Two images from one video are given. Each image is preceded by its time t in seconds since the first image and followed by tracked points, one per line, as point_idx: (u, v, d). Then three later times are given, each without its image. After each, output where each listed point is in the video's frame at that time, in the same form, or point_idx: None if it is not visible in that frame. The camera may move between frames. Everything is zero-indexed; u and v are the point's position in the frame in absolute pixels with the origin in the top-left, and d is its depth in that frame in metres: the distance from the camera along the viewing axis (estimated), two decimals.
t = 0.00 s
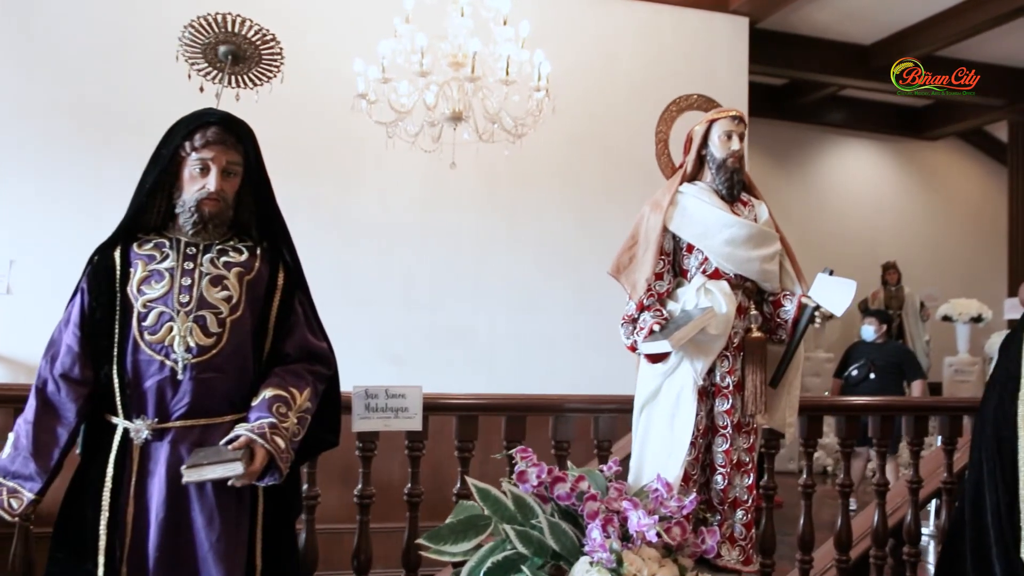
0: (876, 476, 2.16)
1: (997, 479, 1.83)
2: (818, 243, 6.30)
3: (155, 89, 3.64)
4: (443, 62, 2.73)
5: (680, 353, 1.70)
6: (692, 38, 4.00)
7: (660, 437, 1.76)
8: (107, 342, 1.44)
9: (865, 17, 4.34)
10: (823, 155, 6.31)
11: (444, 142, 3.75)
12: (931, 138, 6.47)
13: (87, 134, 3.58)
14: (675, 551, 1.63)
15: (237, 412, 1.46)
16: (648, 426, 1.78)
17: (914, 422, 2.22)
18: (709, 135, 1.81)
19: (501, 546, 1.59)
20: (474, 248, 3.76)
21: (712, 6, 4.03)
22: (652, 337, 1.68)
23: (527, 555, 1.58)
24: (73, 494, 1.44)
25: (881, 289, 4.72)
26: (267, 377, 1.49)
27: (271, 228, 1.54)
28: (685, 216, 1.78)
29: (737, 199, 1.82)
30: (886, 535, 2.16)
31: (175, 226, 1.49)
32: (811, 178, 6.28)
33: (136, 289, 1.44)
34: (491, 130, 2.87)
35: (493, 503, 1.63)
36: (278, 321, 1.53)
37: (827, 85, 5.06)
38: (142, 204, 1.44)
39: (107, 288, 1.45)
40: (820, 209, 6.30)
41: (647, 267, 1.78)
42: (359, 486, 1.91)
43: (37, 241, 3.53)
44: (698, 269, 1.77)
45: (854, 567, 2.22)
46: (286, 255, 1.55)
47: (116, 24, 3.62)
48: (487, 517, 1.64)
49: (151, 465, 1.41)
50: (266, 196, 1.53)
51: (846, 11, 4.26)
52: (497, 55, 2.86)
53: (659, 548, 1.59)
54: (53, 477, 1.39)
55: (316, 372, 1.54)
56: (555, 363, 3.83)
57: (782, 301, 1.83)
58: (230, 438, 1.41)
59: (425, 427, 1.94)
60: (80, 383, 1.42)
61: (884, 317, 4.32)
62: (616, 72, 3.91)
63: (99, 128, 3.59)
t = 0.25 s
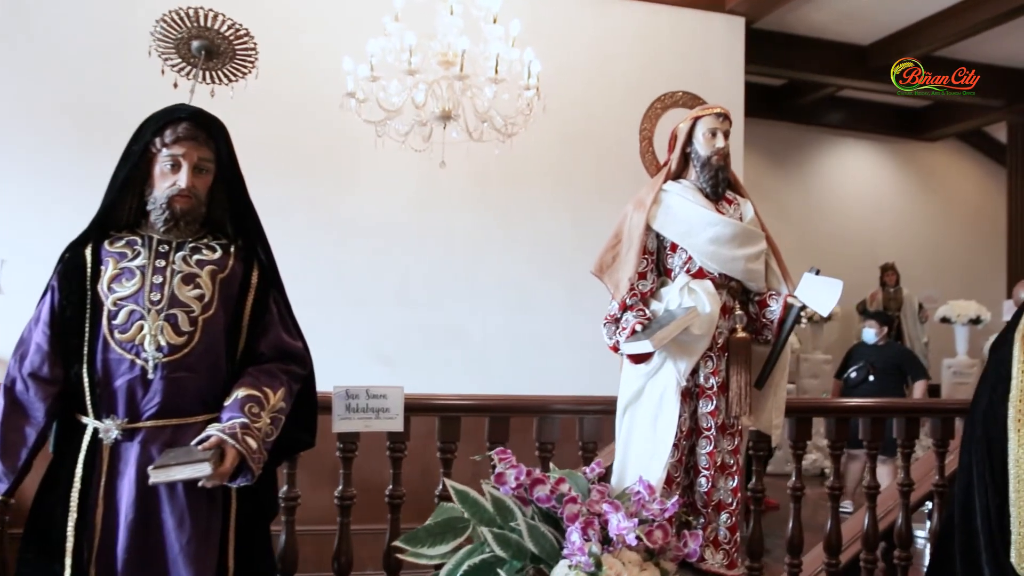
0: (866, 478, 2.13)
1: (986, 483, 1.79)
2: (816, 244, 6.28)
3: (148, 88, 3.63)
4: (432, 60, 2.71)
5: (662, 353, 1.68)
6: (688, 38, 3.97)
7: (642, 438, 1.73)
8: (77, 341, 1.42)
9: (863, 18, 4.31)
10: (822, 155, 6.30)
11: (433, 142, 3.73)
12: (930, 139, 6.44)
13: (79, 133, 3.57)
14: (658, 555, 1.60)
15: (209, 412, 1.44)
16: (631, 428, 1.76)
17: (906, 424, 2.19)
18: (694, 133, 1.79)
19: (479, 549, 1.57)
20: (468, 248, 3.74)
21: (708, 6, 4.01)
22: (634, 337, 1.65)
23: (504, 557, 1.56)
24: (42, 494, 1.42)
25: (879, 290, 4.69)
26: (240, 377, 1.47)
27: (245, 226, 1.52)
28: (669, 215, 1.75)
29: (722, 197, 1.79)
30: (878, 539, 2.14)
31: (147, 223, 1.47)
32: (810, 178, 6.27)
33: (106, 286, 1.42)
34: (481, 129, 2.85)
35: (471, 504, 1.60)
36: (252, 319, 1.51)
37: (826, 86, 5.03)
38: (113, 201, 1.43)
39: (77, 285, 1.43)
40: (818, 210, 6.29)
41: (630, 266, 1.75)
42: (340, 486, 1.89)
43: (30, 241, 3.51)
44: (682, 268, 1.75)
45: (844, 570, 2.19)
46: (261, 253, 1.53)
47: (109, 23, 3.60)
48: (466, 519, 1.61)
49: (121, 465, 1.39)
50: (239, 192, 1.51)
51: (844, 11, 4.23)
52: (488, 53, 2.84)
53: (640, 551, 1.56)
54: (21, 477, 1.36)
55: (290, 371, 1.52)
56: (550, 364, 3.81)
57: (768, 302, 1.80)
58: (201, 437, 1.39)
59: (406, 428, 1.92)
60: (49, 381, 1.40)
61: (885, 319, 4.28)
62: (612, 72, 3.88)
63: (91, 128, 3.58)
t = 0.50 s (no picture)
0: (856, 481, 2.10)
1: (976, 486, 1.77)
2: (817, 246, 6.25)
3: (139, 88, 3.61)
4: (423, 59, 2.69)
5: (644, 354, 1.65)
6: (684, 38, 3.94)
7: (624, 440, 1.70)
8: (44, 340, 1.40)
9: (862, 18, 4.28)
10: (822, 156, 6.27)
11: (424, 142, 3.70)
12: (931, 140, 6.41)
13: (70, 133, 3.54)
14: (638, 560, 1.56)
15: (179, 413, 1.42)
16: (612, 430, 1.73)
17: (896, 426, 2.16)
18: (677, 130, 1.76)
19: (455, 552, 1.54)
20: (461, 249, 3.72)
21: (704, 6, 3.98)
22: (615, 337, 1.62)
23: (481, 561, 1.53)
24: (8, 496, 1.39)
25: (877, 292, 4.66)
26: (210, 377, 1.45)
27: (217, 223, 1.50)
28: (651, 213, 1.72)
29: (706, 195, 1.76)
30: (868, 543, 2.10)
31: (117, 220, 1.45)
32: (811, 180, 6.24)
33: (74, 285, 1.40)
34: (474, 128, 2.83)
35: (448, 507, 1.57)
36: (223, 319, 1.48)
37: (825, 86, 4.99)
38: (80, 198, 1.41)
39: (44, 283, 1.41)
40: (819, 212, 6.25)
41: (611, 265, 1.73)
42: (319, 488, 1.86)
43: (20, 242, 3.48)
44: (664, 267, 1.72)
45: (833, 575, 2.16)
46: (233, 251, 1.51)
47: (100, 23, 3.58)
48: (443, 522, 1.58)
49: (87, 467, 1.36)
50: (210, 189, 1.49)
51: (842, 11, 4.20)
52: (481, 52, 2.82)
53: (621, 556, 1.53)
54: None
55: (263, 371, 1.50)
56: (544, 365, 3.79)
57: (753, 301, 1.77)
58: (169, 438, 1.36)
59: (386, 429, 1.89)
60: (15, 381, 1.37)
61: (889, 320, 4.21)
62: (608, 72, 3.86)
63: (82, 128, 3.55)
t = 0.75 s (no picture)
0: (845, 484, 2.06)
1: (964, 490, 1.74)
2: (817, 247, 6.21)
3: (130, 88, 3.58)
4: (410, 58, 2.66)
5: (624, 355, 1.62)
6: (679, 37, 3.91)
7: (604, 443, 1.67)
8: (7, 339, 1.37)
9: (860, 17, 4.24)
10: (822, 157, 6.22)
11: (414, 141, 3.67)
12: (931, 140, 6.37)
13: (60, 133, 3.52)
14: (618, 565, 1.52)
15: (145, 414, 1.39)
16: (593, 432, 1.69)
17: (886, 428, 2.13)
18: (659, 126, 1.73)
19: (430, 557, 1.50)
20: (454, 250, 3.69)
21: (699, 5, 3.94)
22: (593, 338, 1.59)
23: (455, 566, 1.48)
24: None
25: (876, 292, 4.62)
26: (178, 377, 1.42)
27: (186, 221, 1.47)
28: (632, 211, 1.69)
29: (688, 193, 1.73)
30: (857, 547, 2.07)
31: (82, 219, 1.43)
32: (811, 180, 6.19)
33: (37, 283, 1.37)
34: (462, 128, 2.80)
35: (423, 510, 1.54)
36: (192, 318, 1.46)
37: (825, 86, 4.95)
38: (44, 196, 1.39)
39: (7, 282, 1.38)
40: (819, 212, 6.21)
41: (591, 264, 1.69)
42: (296, 491, 1.83)
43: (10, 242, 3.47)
44: (646, 266, 1.69)
45: None
46: (202, 249, 1.48)
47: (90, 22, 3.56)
48: (417, 526, 1.55)
49: (50, 469, 1.34)
50: (178, 186, 1.46)
51: (840, 10, 4.15)
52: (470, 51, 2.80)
53: (599, 561, 1.49)
54: None
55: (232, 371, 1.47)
56: (537, 367, 3.76)
57: (736, 301, 1.74)
58: (134, 439, 1.33)
59: (365, 431, 1.86)
60: None
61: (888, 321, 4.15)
62: (602, 71, 3.83)
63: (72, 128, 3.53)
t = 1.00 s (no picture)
0: (833, 487, 2.03)
1: (952, 492, 1.71)
2: (813, 248, 6.17)
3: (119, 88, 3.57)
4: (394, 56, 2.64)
5: (604, 356, 1.59)
6: (671, 37, 3.88)
7: (583, 445, 1.63)
8: None
9: (855, 17, 4.20)
10: (819, 158, 6.19)
11: (400, 139, 3.64)
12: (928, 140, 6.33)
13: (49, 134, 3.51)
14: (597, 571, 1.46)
15: (110, 417, 1.36)
16: (572, 435, 1.66)
17: (876, 431, 2.09)
18: (639, 123, 1.69)
19: (403, 561, 1.44)
20: (445, 251, 3.66)
21: (692, 4, 3.91)
22: (571, 338, 1.55)
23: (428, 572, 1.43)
24: None
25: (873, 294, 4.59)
26: (144, 379, 1.39)
27: (153, 219, 1.45)
28: (612, 209, 1.66)
29: (669, 191, 1.70)
30: (845, 551, 2.03)
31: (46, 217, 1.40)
32: (807, 181, 6.16)
33: None
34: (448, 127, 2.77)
35: (396, 514, 1.48)
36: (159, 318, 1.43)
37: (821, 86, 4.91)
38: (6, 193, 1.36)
39: None
40: (815, 213, 6.18)
41: (570, 263, 1.66)
42: (272, 495, 1.80)
43: None
44: (626, 265, 1.65)
45: None
46: (170, 248, 1.45)
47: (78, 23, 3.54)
48: (390, 531, 1.49)
49: (11, 472, 1.31)
50: (145, 184, 1.44)
51: (835, 9, 4.12)
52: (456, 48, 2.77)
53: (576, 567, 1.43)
54: None
55: (201, 372, 1.44)
56: (528, 369, 3.73)
57: (719, 301, 1.70)
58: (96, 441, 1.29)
59: (342, 433, 1.83)
60: None
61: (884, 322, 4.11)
62: (594, 71, 3.80)
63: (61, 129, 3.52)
